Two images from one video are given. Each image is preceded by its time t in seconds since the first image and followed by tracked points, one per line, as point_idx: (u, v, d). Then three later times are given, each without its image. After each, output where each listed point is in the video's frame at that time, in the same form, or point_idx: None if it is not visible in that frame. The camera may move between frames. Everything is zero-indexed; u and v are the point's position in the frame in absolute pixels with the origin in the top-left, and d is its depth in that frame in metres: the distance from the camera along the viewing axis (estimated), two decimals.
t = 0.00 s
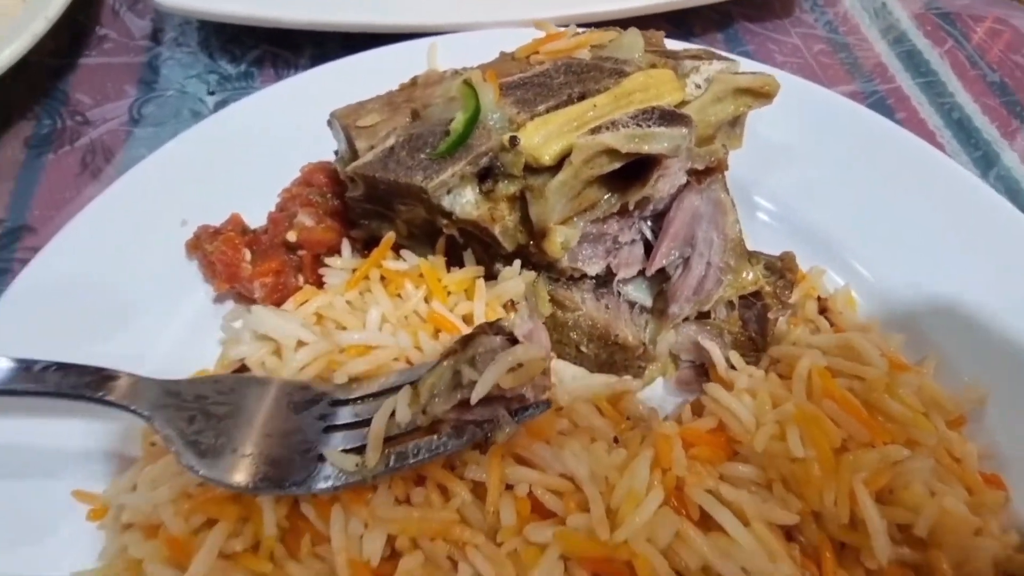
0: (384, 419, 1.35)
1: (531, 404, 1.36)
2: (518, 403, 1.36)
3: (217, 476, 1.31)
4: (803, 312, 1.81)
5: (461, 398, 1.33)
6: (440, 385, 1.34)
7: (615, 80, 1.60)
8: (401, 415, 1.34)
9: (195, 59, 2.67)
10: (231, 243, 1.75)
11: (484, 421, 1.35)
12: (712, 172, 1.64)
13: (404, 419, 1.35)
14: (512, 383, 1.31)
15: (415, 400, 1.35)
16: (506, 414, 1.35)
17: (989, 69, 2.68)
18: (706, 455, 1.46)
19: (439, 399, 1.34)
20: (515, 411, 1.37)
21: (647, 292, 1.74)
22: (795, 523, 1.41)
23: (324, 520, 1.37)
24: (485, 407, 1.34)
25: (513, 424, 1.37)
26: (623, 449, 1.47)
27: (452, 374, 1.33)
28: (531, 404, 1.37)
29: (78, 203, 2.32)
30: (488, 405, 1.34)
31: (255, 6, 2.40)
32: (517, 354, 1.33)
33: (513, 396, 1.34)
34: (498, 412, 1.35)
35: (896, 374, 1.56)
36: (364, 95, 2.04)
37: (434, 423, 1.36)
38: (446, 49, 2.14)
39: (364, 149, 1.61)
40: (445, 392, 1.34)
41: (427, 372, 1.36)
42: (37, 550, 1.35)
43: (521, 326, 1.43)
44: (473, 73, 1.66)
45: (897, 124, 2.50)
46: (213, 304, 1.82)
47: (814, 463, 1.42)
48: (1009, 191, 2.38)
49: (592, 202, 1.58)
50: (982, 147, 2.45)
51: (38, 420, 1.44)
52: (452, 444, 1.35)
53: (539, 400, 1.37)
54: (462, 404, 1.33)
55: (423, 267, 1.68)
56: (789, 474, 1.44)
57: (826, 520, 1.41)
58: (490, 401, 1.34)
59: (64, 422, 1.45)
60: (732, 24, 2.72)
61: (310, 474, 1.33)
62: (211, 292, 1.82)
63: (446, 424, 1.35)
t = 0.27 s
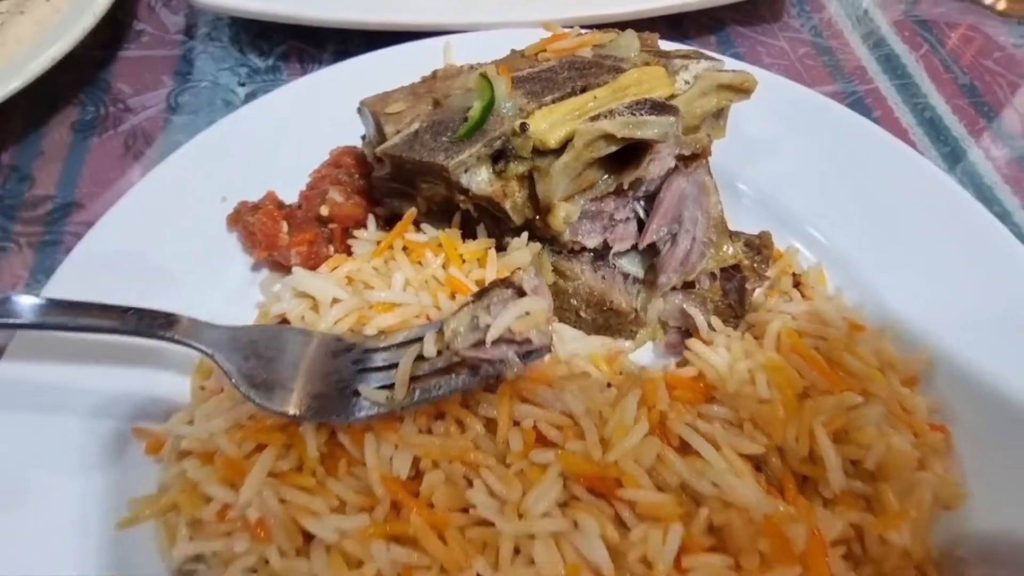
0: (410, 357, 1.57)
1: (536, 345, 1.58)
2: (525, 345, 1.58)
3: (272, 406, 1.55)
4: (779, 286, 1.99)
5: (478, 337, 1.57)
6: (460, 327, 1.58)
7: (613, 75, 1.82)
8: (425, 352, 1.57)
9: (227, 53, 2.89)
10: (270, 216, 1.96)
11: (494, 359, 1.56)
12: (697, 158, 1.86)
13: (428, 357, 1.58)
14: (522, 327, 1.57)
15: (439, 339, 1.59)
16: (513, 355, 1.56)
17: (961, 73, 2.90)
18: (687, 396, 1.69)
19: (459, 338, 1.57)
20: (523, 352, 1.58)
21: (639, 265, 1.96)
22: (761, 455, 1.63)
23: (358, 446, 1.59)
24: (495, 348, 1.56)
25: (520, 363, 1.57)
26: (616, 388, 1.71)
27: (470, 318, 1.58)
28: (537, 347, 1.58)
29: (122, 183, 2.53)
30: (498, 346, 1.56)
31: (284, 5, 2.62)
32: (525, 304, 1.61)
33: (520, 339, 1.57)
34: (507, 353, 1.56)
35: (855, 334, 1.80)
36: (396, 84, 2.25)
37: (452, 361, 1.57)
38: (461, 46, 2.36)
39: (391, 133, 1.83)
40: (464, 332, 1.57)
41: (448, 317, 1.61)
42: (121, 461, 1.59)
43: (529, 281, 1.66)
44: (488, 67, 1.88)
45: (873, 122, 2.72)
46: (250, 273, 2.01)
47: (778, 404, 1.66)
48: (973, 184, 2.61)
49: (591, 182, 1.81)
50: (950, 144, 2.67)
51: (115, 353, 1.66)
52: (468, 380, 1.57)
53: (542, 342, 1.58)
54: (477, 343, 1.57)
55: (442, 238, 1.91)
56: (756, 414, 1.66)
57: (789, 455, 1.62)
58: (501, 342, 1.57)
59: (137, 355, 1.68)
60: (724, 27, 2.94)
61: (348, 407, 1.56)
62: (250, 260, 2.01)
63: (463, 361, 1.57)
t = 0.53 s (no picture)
0: (419, 290, 1.76)
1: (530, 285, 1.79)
2: (520, 284, 1.79)
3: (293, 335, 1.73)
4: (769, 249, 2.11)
5: (479, 274, 1.77)
6: (463, 264, 1.78)
7: (618, 48, 1.98)
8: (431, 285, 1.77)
9: (250, 32, 3.04)
10: (298, 176, 2.09)
11: (491, 296, 1.76)
12: (694, 125, 2.04)
13: (435, 290, 1.77)
14: (518, 267, 1.77)
15: (443, 274, 1.78)
16: (509, 293, 1.77)
17: (947, 60, 3.05)
18: (681, 335, 1.86)
19: (463, 274, 1.77)
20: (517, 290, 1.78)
21: (638, 228, 2.12)
22: (749, 389, 1.81)
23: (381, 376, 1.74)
24: (494, 284, 1.76)
25: (514, 301, 1.78)
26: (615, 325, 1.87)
27: (472, 257, 1.77)
28: (531, 287, 1.79)
29: (154, 149, 2.69)
30: (496, 284, 1.77)
31: None
32: (522, 246, 1.80)
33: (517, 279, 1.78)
34: (503, 291, 1.77)
35: (836, 287, 1.97)
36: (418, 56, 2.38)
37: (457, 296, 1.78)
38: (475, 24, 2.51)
39: (413, 98, 1.98)
40: (467, 269, 1.78)
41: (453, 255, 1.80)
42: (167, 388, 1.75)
43: (525, 226, 1.84)
44: (502, 40, 2.03)
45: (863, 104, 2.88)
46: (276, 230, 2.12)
47: (763, 344, 1.84)
48: (956, 164, 2.76)
49: (596, 146, 1.99)
50: (935, 126, 2.83)
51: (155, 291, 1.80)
52: (469, 314, 1.78)
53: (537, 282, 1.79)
54: (478, 280, 1.77)
55: (458, 198, 2.07)
56: (743, 352, 1.82)
57: (773, 392, 1.79)
58: (499, 278, 1.77)
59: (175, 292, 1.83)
60: (723, 15, 3.10)
61: (362, 338, 1.74)
62: (276, 218, 2.13)
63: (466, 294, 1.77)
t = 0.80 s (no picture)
0: (398, 301, 1.92)
1: (500, 301, 1.94)
2: (491, 301, 1.93)
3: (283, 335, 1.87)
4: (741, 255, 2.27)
5: (452, 290, 1.93)
6: (438, 280, 1.93)
7: (601, 68, 2.14)
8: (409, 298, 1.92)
9: (258, 44, 3.20)
10: (304, 184, 2.25)
11: (463, 310, 1.92)
12: (672, 140, 2.19)
13: (412, 302, 1.92)
14: (488, 285, 1.93)
15: (420, 288, 1.93)
16: (480, 308, 1.92)
17: (919, 76, 3.22)
18: (656, 333, 2.04)
19: (438, 289, 1.93)
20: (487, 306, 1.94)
21: (620, 233, 2.28)
22: (716, 382, 1.98)
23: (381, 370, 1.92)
24: (467, 299, 1.92)
25: (484, 316, 1.93)
26: (595, 322, 2.06)
27: (446, 274, 1.93)
28: (500, 303, 1.94)
29: (167, 156, 2.85)
30: (468, 299, 1.92)
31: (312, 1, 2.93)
32: (493, 266, 1.95)
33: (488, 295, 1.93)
34: (474, 306, 1.92)
35: (800, 290, 2.14)
36: (418, 72, 2.54)
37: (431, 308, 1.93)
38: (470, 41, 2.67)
39: (412, 113, 2.14)
40: (441, 285, 1.93)
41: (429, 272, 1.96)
42: (176, 384, 1.90)
43: (498, 247, 2.00)
44: (494, 60, 2.19)
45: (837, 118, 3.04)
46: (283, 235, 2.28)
47: (730, 341, 2.00)
48: (923, 175, 2.93)
49: (580, 159, 2.16)
50: (905, 139, 2.99)
51: (161, 292, 1.94)
52: (442, 325, 1.93)
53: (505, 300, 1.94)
54: (451, 296, 1.93)
55: (453, 205, 2.23)
56: (712, 350, 1.99)
57: (738, 386, 1.96)
58: (471, 295, 1.92)
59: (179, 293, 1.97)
60: (707, 30, 3.26)
61: (346, 341, 1.90)
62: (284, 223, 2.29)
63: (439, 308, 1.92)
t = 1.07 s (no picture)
0: (399, 287, 1.97)
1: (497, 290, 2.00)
2: (489, 289, 2.00)
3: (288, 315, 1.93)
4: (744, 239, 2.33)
5: (451, 280, 1.98)
6: (438, 269, 1.97)
7: (610, 55, 2.21)
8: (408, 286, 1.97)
9: (271, 34, 3.27)
10: (319, 166, 2.32)
11: (462, 297, 1.98)
12: (677, 127, 2.26)
13: (412, 289, 1.97)
14: (487, 276, 1.98)
15: (420, 275, 1.98)
16: (478, 296, 1.98)
17: (918, 71, 3.29)
18: (661, 311, 2.11)
19: (437, 278, 1.98)
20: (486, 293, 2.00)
21: (626, 218, 2.35)
22: (719, 358, 2.05)
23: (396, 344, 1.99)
24: (465, 287, 1.97)
25: (482, 302, 2.00)
26: (602, 299, 2.12)
27: (445, 265, 1.97)
28: (499, 290, 2.01)
29: (183, 142, 2.92)
30: (467, 287, 1.98)
31: None
32: (492, 257, 1.99)
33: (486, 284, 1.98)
34: (472, 295, 1.98)
35: (801, 272, 2.21)
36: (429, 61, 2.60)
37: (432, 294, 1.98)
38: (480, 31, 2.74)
39: (426, 98, 2.20)
40: (441, 275, 1.98)
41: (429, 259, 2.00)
42: (186, 375, 1.93)
43: (497, 237, 2.04)
44: (506, 47, 2.26)
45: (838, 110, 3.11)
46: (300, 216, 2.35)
47: (732, 319, 2.08)
48: (921, 166, 3.00)
49: (588, 144, 2.23)
50: (903, 131, 3.06)
51: (171, 274, 1.99)
52: (441, 310, 1.99)
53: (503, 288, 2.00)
54: (450, 285, 1.98)
55: (465, 188, 2.30)
56: (716, 327, 2.06)
57: (740, 362, 2.03)
58: (470, 284, 1.98)
59: (190, 275, 2.02)
60: (711, 24, 3.33)
61: (350, 320, 1.96)
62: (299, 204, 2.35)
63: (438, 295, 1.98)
